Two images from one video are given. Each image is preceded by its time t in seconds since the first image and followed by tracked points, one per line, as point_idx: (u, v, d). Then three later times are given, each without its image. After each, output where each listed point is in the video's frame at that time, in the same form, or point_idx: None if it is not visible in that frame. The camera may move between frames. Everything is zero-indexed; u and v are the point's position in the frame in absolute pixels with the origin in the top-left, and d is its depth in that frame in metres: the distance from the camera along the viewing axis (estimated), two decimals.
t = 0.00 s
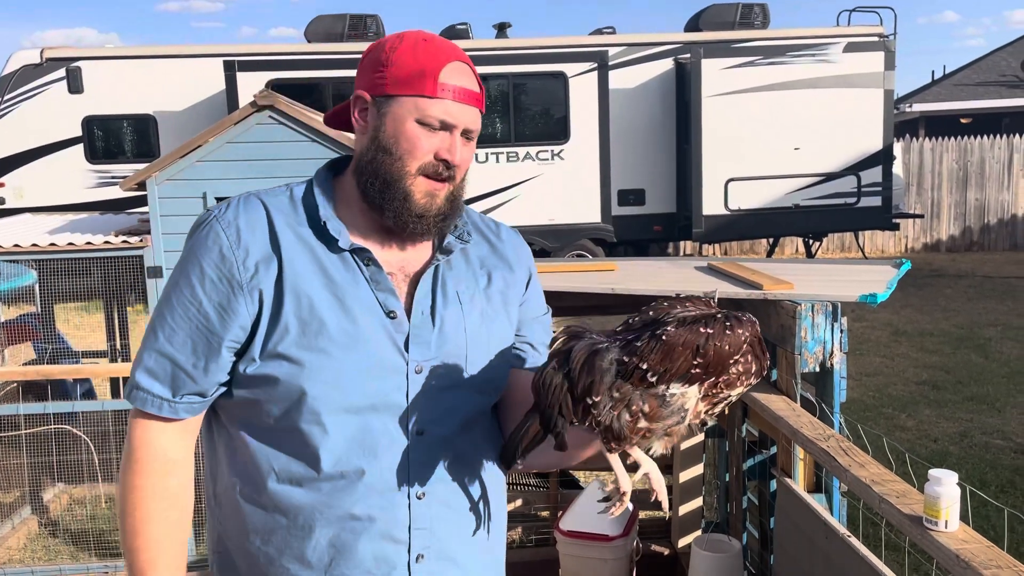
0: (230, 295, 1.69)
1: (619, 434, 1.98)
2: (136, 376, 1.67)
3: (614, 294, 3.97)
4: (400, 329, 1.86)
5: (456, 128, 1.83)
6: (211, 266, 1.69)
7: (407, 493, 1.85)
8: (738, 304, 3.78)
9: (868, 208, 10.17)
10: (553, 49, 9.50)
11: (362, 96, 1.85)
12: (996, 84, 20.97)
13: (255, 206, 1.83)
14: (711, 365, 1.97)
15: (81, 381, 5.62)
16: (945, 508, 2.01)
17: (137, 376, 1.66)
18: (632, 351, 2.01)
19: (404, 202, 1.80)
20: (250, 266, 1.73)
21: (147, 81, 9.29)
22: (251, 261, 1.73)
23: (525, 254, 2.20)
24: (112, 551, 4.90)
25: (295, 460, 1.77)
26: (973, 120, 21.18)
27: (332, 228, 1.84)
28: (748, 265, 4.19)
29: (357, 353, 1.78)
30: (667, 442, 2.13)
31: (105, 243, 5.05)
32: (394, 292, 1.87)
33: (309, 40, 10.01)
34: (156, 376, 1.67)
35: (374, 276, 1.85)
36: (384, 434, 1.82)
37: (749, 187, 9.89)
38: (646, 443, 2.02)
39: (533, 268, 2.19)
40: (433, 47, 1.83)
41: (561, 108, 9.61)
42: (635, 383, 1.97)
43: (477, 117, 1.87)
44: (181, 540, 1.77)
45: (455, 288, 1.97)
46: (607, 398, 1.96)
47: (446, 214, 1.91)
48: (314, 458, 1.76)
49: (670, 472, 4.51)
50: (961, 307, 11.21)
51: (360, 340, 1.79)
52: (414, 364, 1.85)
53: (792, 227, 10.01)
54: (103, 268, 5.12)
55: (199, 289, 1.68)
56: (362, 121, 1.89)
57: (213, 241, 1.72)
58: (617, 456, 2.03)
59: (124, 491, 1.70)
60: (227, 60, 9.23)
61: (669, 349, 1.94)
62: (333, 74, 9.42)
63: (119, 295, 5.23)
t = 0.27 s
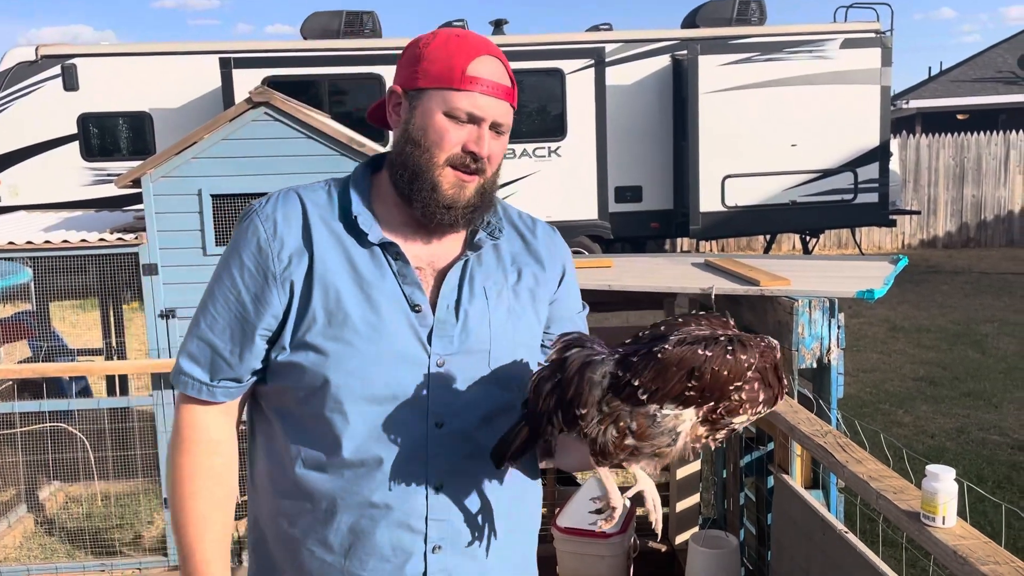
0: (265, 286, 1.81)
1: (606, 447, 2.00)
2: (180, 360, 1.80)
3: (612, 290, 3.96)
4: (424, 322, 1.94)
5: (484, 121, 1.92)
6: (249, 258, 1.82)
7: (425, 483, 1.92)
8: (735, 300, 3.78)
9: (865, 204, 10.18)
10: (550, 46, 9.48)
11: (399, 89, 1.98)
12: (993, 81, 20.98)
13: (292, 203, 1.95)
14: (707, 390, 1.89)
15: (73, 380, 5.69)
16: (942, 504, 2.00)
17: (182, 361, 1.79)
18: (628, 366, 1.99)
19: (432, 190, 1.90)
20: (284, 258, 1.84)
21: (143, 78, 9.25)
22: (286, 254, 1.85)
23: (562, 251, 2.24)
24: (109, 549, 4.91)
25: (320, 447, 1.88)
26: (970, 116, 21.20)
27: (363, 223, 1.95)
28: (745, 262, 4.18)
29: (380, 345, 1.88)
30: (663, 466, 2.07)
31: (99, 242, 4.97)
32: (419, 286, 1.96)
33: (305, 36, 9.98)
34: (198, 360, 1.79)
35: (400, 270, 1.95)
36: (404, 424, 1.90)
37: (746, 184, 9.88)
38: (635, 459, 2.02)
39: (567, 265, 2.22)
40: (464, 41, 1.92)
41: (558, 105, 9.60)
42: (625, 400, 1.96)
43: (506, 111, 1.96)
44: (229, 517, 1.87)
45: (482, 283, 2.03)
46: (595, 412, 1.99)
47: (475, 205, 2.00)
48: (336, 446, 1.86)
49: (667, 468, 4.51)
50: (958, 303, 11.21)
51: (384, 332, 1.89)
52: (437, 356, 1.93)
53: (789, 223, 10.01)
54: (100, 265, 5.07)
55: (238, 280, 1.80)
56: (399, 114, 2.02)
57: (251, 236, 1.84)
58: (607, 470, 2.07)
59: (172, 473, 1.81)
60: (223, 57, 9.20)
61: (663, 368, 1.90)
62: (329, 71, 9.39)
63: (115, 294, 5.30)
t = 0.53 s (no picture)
0: (285, 276, 1.96)
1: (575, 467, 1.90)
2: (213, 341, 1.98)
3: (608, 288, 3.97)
4: (435, 318, 2.04)
5: (501, 119, 1.99)
6: (274, 250, 1.97)
7: (425, 477, 2.01)
8: (732, 297, 3.78)
9: (861, 200, 10.18)
10: (547, 42, 9.45)
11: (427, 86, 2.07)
12: (989, 76, 20.98)
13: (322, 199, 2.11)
14: (684, 424, 1.77)
15: (70, 376, 5.65)
16: (938, 500, 2.00)
17: (212, 344, 1.98)
18: (607, 387, 1.90)
19: (449, 185, 1.98)
20: (305, 250, 1.98)
21: (138, 74, 9.22)
22: (307, 248, 1.99)
23: (589, 253, 2.26)
24: (105, 547, 4.91)
25: (331, 434, 2.01)
26: (965, 112, 21.20)
27: (382, 219, 2.06)
28: (741, 258, 4.19)
29: (391, 339, 1.99)
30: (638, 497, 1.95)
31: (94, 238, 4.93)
32: (432, 284, 2.05)
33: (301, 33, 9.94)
34: (226, 342, 1.97)
35: (413, 267, 2.05)
36: (409, 418, 2.00)
37: (743, 180, 9.88)
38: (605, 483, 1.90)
39: (591, 268, 2.25)
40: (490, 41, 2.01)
41: (554, 101, 9.58)
42: (599, 422, 1.86)
43: (526, 110, 2.02)
44: (242, 500, 2.09)
45: (496, 283, 2.10)
46: (568, 430, 1.90)
47: (493, 204, 2.05)
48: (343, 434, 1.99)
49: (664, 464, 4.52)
50: (954, 299, 11.22)
51: (396, 326, 1.99)
52: (445, 352, 2.03)
53: (785, 220, 10.01)
54: (95, 262, 5.10)
55: (264, 269, 1.97)
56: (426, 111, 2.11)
57: (278, 229, 2.00)
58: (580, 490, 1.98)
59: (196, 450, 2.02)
60: (219, 53, 9.16)
61: (641, 395, 1.80)
62: (325, 67, 9.36)
63: (109, 289, 5.33)
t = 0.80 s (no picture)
0: (295, 266, 1.97)
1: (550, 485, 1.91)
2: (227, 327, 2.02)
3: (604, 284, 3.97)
4: (435, 314, 2.04)
5: (511, 116, 1.98)
6: (287, 240, 2.00)
7: (416, 472, 2.02)
8: (728, 293, 3.78)
9: (857, 196, 10.20)
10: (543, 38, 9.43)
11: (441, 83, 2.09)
12: (985, 72, 21.00)
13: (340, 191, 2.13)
14: (657, 459, 1.77)
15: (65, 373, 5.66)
16: (933, 496, 2.00)
17: (227, 330, 2.02)
18: (587, 409, 1.89)
19: (456, 179, 1.98)
20: (316, 242, 2.00)
21: (133, 71, 9.18)
22: (320, 239, 2.01)
23: (601, 258, 2.23)
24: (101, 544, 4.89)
25: (330, 426, 2.03)
26: (962, 108, 21.24)
27: (391, 214, 2.07)
28: (738, 254, 4.19)
29: (391, 334, 1.99)
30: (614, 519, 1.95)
31: (88, 235, 4.92)
32: (434, 280, 2.05)
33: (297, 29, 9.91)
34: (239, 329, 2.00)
35: (417, 264, 2.05)
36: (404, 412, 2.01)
37: (739, 176, 9.88)
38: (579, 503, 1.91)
39: (600, 271, 2.21)
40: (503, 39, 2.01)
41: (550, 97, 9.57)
42: (576, 445, 1.86)
43: (538, 108, 2.00)
44: (249, 487, 2.08)
45: (500, 283, 2.09)
46: (545, 449, 1.90)
47: (502, 199, 2.04)
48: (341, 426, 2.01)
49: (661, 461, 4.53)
50: (950, 294, 11.25)
51: (397, 321, 2.00)
52: (444, 349, 2.02)
53: (782, 216, 10.01)
54: (88, 260, 5.05)
55: (277, 258, 1.99)
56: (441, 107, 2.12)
57: (294, 219, 2.03)
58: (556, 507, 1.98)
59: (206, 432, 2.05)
60: (214, 49, 9.13)
61: (619, 424, 1.80)
62: (321, 63, 9.34)
63: (105, 287, 5.26)
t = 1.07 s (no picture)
0: (296, 260, 1.99)
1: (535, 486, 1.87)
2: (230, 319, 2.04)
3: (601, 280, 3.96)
4: (430, 309, 2.04)
5: (508, 98, 2.00)
6: (290, 233, 2.02)
7: (407, 470, 2.02)
8: (725, 290, 3.78)
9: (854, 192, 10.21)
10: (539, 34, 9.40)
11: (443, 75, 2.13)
12: (981, 68, 21.04)
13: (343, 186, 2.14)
14: (637, 461, 1.68)
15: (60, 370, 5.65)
16: (930, 492, 2.00)
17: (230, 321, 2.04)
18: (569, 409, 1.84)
19: (453, 160, 1.99)
20: (317, 236, 2.01)
21: (128, 67, 9.15)
22: (320, 234, 2.02)
23: (604, 257, 2.21)
24: (97, 542, 4.89)
25: (327, 421, 2.04)
26: (958, 105, 21.28)
27: (392, 210, 2.08)
28: (734, 251, 4.18)
29: (387, 330, 1.99)
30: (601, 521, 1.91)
31: (84, 231, 4.92)
32: (432, 277, 2.05)
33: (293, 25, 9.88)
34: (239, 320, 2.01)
35: (414, 259, 2.05)
36: (398, 409, 2.01)
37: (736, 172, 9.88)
38: (566, 505, 1.87)
39: (602, 271, 2.19)
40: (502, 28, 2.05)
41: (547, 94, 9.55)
42: (557, 446, 1.81)
43: (537, 93, 2.03)
44: (251, 479, 2.08)
45: (498, 280, 2.08)
46: (528, 451, 1.86)
47: (501, 184, 2.04)
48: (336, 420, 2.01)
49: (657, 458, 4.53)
50: (946, 290, 11.28)
51: (393, 316, 2.00)
52: (438, 344, 2.02)
53: (779, 212, 10.02)
54: (85, 257, 5.05)
55: (279, 251, 2.01)
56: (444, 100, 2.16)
57: (297, 213, 2.05)
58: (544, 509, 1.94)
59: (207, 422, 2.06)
60: (209, 45, 9.10)
61: (597, 424, 1.73)
62: (317, 59, 9.31)
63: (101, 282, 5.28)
